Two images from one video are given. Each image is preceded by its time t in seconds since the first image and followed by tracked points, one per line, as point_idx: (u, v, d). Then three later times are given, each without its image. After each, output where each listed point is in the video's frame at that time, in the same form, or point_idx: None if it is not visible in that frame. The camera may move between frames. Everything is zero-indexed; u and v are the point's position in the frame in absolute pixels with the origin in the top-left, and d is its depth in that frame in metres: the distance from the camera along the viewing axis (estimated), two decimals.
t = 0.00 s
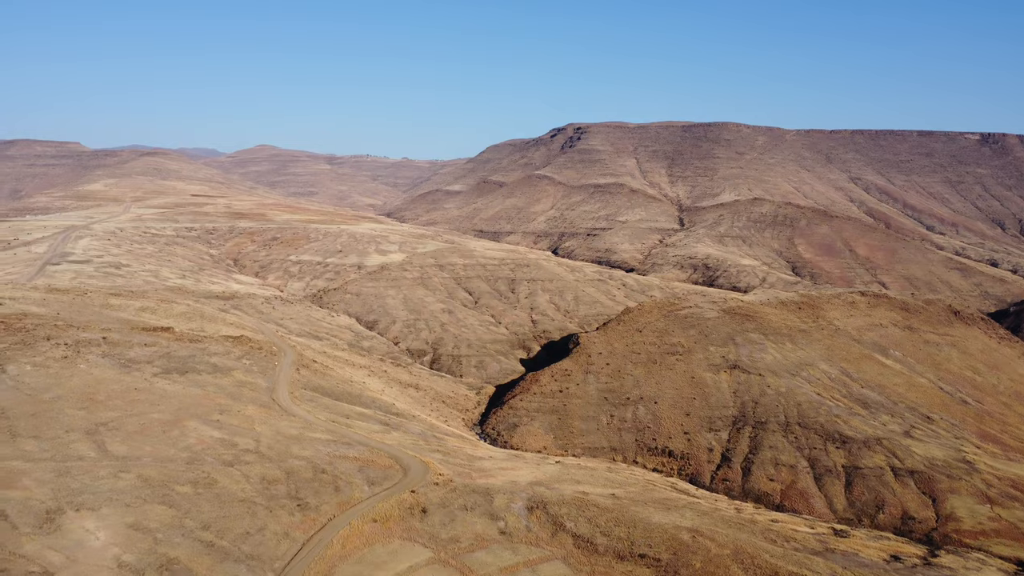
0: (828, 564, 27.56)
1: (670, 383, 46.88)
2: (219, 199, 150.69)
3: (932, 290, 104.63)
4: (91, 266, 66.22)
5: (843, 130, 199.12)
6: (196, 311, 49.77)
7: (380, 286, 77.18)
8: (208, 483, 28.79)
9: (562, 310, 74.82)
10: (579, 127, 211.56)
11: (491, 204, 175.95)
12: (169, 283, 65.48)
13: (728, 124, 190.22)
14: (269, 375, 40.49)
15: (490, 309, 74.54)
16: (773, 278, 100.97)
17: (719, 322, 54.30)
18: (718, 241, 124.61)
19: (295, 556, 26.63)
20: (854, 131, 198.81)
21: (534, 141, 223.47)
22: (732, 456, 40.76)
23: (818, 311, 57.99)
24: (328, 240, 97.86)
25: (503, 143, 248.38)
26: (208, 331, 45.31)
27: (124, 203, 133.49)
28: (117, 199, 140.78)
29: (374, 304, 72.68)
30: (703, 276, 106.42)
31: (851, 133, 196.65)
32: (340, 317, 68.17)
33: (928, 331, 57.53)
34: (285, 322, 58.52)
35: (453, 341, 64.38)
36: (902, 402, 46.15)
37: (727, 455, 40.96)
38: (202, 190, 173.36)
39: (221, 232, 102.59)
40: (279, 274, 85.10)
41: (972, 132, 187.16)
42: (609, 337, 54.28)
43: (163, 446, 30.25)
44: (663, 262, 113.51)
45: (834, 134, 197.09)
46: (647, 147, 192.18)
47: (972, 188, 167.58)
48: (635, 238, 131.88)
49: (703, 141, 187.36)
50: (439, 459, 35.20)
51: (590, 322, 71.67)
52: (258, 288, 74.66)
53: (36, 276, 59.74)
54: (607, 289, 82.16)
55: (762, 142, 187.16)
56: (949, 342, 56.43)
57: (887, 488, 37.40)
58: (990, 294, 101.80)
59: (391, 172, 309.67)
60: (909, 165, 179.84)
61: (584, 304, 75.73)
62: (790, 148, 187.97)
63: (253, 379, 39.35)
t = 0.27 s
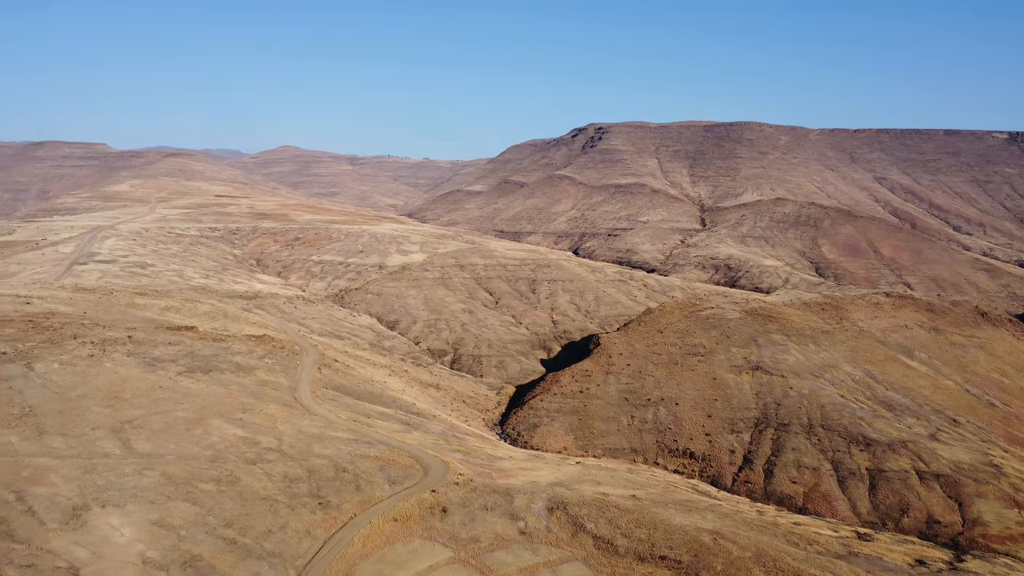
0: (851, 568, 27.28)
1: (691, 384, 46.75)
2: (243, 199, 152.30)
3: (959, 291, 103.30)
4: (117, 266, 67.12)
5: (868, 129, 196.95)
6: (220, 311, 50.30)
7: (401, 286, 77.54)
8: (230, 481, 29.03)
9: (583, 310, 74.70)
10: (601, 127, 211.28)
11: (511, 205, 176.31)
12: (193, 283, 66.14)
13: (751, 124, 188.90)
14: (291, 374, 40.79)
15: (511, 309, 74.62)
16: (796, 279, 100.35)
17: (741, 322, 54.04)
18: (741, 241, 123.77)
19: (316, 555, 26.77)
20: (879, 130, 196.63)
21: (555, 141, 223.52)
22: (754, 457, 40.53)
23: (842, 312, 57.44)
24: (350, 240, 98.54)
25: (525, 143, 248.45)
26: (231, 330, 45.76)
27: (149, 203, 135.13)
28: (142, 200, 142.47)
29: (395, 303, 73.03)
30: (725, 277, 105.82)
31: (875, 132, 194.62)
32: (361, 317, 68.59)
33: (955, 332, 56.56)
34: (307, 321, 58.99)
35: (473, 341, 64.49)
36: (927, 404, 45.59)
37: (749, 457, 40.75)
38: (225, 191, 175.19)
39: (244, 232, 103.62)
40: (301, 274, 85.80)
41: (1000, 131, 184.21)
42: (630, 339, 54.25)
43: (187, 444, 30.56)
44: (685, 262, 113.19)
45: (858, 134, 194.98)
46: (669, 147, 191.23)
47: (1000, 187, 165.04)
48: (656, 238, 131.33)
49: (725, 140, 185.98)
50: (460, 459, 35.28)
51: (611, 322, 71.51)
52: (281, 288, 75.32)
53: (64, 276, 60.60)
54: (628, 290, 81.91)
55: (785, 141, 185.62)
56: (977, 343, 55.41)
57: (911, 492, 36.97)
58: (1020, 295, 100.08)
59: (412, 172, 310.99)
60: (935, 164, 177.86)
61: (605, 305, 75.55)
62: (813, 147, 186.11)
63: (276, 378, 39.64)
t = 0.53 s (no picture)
0: (875, 572, 26.97)
1: (713, 385, 46.50)
2: (267, 200, 153.70)
3: (987, 292, 101.81)
4: (142, 265, 67.95)
5: (893, 128, 194.50)
6: (243, 310, 50.77)
7: (422, 286, 77.81)
8: (252, 479, 29.25)
9: (604, 310, 74.50)
10: (622, 127, 210.80)
11: (532, 205, 176.45)
12: (217, 282, 66.78)
13: (774, 123, 187.34)
14: (313, 373, 41.04)
15: (531, 309, 74.62)
16: (820, 280, 99.47)
17: (763, 323, 53.70)
18: (763, 242, 122.82)
19: (338, 553, 26.94)
20: (905, 129, 194.19)
21: (576, 141, 223.39)
22: (777, 460, 40.24)
23: (866, 314, 56.83)
24: (372, 241, 99.06)
25: (545, 143, 248.27)
26: (254, 330, 46.15)
27: (174, 204, 136.79)
28: (167, 200, 144.21)
29: (416, 303, 73.31)
30: (747, 278, 105.11)
31: (901, 131, 192.21)
32: (383, 317, 68.93)
33: (982, 333, 55.55)
34: (329, 321, 59.35)
35: (494, 342, 64.56)
36: (953, 407, 44.99)
37: (771, 459, 40.45)
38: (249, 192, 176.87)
39: (267, 232, 104.53)
40: (323, 274, 86.39)
41: None
42: (651, 339, 54.08)
43: (210, 442, 30.85)
44: (706, 262, 112.58)
45: (884, 132, 192.66)
46: (691, 147, 190.13)
47: None
48: (678, 239, 130.60)
49: (748, 140, 184.53)
50: (479, 459, 35.30)
51: (631, 322, 71.24)
52: (303, 288, 75.88)
53: (91, 275, 61.43)
54: (648, 290, 81.59)
55: (808, 140, 183.87)
56: (1006, 345, 54.35)
57: (937, 495, 36.50)
58: None
59: (433, 172, 311.89)
60: (962, 164, 175.55)
61: (625, 305, 75.30)
62: (837, 146, 184.17)
63: (298, 377, 39.91)
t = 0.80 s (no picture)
0: None
1: (734, 386, 46.19)
2: (290, 200, 154.98)
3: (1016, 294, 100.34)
4: (166, 265, 68.72)
5: (918, 127, 192.20)
6: (265, 310, 51.19)
7: (442, 286, 78.05)
8: (274, 477, 29.46)
9: (624, 311, 74.32)
10: (643, 126, 210.32)
11: (552, 206, 176.61)
12: (239, 282, 67.37)
13: (796, 122, 185.87)
14: (333, 373, 41.26)
15: (551, 309, 74.63)
16: (843, 280, 98.57)
17: (785, 324, 53.35)
18: (785, 242, 121.88)
19: (358, 551, 27.06)
20: (930, 128, 191.83)
21: (596, 141, 223.19)
22: (799, 462, 39.94)
23: (890, 315, 56.20)
24: (392, 241, 99.51)
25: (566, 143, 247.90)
26: (276, 329, 46.52)
27: (198, 204, 138.31)
28: (191, 201, 145.79)
29: (435, 303, 73.57)
30: (769, 278, 104.39)
31: (927, 130, 189.98)
32: (403, 317, 69.25)
33: (1009, 335, 54.54)
34: (349, 321, 59.72)
35: (513, 342, 64.62)
36: (979, 410, 44.37)
37: (793, 461, 40.13)
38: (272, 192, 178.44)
39: (288, 232, 105.39)
40: (344, 274, 86.96)
41: None
42: (671, 340, 53.91)
43: (233, 441, 31.09)
44: (727, 263, 112.00)
45: (908, 131, 190.49)
46: (712, 147, 189.07)
47: None
48: (699, 239, 129.96)
49: (770, 139, 183.18)
50: (499, 459, 35.33)
51: (652, 323, 71.00)
52: (324, 288, 76.43)
53: (116, 275, 62.21)
54: (669, 291, 81.26)
55: (831, 140, 182.19)
56: None
57: (962, 499, 36.08)
58: None
59: (453, 173, 312.71)
60: (988, 163, 173.27)
61: (645, 306, 75.05)
62: (861, 146, 182.36)
63: (318, 376, 40.16)
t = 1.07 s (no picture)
0: None
1: (755, 388, 46.00)
2: (312, 201, 156.16)
3: None
4: (189, 265, 69.45)
5: (944, 126, 189.86)
6: (286, 310, 51.59)
7: (461, 286, 78.25)
8: (295, 476, 29.65)
9: (644, 311, 74.12)
10: (663, 126, 209.74)
11: (571, 206, 176.78)
12: (261, 282, 67.93)
13: (819, 121, 184.38)
14: (353, 372, 41.50)
15: (571, 309, 74.63)
16: (867, 281, 97.64)
17: (807, 326, 53.04)
18: (807, 242, 120.92)
19: (378, 550, 27.16)
20: (956, 127, 189.43)
21: (616, 141, 222.92)
22: (821, 464, 39.67)
23: (914, 317, 55.57)
24: (412, 241, 99.91)
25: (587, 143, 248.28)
26: (296, 329, 46.87)
27: (221, 205, 139.82)
28: (213, 201, 147.41)
29: (455, 303, 73.78)
30: (791, 279, 103.66)
31: (953, 129, 187.71)
32: (423, 317, 69.53)
33: None
34: (369, 321, 60.06)
35: (533, 342, 64.65)
36: (1006, 413, 43.71)
37: (814, 463, 39.86)
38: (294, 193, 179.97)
39: (309, 233, 106.19)
40: (364, 274, 87.47)
41: None
42: (692, 341, 53.80)
43: (254, 439, 31.34)
44: (748, 263, 111.35)
45: (933, 130, 188.29)
46: (733, 147, 188.07)
47: None
48: (719, 239, 129.29)
49: (792, 139, 181.84)
50: (518, 459, 35.35)
51: (672, 324, 70.76)
52: (344, 288, 76.91)
53: (140, 274, 62.97)
54: (689, 291, 80.93)
55: (854, 139, 180.53)
56: None
57: (988, 503, 35.60)
58: None
59: (473, 173, 313.38)
60: (1016, 162, 170.87)
61: (665, 306, 74.80)
62: (885, 145, 180.49)
63: (339, 375, 40.39)
